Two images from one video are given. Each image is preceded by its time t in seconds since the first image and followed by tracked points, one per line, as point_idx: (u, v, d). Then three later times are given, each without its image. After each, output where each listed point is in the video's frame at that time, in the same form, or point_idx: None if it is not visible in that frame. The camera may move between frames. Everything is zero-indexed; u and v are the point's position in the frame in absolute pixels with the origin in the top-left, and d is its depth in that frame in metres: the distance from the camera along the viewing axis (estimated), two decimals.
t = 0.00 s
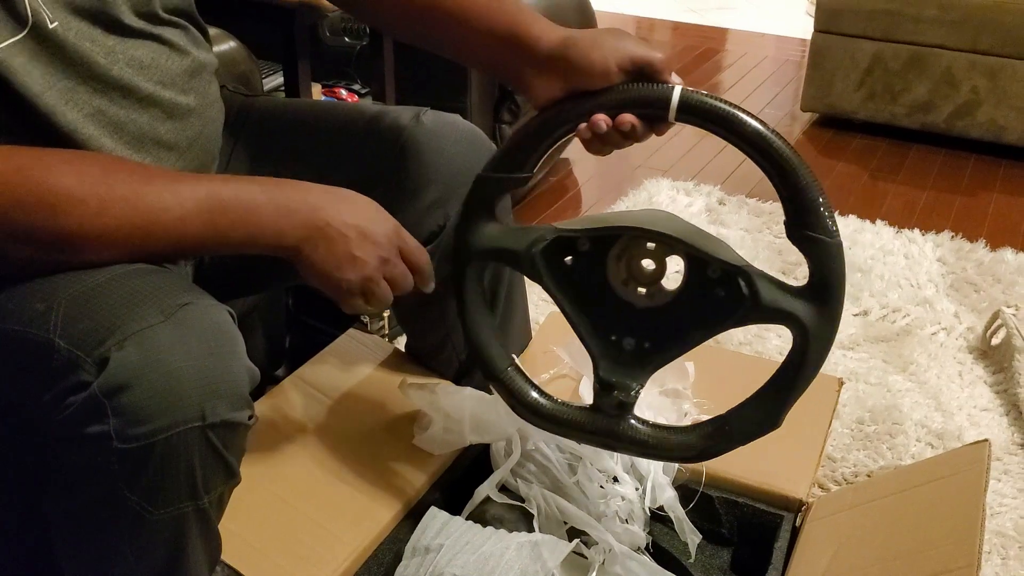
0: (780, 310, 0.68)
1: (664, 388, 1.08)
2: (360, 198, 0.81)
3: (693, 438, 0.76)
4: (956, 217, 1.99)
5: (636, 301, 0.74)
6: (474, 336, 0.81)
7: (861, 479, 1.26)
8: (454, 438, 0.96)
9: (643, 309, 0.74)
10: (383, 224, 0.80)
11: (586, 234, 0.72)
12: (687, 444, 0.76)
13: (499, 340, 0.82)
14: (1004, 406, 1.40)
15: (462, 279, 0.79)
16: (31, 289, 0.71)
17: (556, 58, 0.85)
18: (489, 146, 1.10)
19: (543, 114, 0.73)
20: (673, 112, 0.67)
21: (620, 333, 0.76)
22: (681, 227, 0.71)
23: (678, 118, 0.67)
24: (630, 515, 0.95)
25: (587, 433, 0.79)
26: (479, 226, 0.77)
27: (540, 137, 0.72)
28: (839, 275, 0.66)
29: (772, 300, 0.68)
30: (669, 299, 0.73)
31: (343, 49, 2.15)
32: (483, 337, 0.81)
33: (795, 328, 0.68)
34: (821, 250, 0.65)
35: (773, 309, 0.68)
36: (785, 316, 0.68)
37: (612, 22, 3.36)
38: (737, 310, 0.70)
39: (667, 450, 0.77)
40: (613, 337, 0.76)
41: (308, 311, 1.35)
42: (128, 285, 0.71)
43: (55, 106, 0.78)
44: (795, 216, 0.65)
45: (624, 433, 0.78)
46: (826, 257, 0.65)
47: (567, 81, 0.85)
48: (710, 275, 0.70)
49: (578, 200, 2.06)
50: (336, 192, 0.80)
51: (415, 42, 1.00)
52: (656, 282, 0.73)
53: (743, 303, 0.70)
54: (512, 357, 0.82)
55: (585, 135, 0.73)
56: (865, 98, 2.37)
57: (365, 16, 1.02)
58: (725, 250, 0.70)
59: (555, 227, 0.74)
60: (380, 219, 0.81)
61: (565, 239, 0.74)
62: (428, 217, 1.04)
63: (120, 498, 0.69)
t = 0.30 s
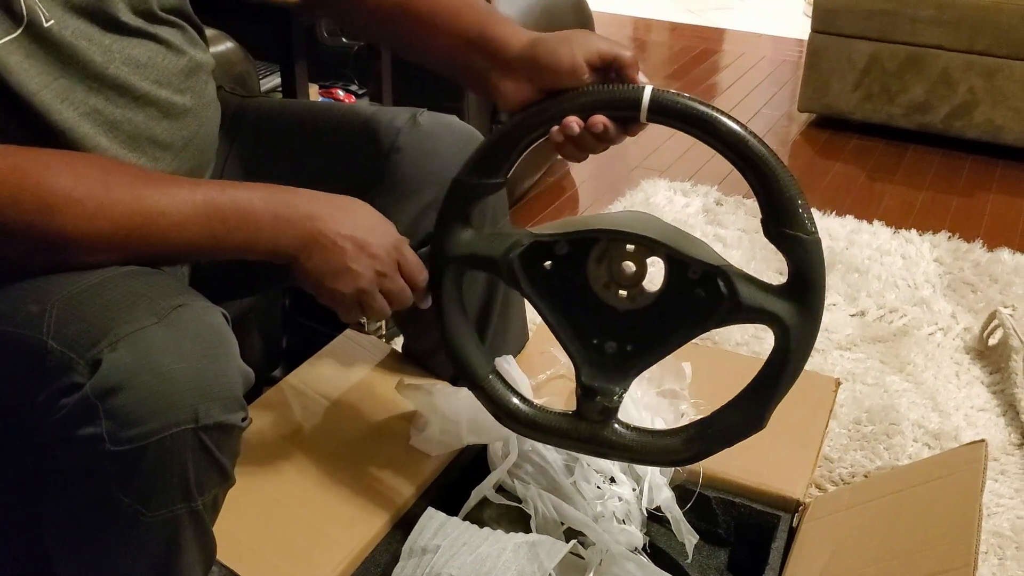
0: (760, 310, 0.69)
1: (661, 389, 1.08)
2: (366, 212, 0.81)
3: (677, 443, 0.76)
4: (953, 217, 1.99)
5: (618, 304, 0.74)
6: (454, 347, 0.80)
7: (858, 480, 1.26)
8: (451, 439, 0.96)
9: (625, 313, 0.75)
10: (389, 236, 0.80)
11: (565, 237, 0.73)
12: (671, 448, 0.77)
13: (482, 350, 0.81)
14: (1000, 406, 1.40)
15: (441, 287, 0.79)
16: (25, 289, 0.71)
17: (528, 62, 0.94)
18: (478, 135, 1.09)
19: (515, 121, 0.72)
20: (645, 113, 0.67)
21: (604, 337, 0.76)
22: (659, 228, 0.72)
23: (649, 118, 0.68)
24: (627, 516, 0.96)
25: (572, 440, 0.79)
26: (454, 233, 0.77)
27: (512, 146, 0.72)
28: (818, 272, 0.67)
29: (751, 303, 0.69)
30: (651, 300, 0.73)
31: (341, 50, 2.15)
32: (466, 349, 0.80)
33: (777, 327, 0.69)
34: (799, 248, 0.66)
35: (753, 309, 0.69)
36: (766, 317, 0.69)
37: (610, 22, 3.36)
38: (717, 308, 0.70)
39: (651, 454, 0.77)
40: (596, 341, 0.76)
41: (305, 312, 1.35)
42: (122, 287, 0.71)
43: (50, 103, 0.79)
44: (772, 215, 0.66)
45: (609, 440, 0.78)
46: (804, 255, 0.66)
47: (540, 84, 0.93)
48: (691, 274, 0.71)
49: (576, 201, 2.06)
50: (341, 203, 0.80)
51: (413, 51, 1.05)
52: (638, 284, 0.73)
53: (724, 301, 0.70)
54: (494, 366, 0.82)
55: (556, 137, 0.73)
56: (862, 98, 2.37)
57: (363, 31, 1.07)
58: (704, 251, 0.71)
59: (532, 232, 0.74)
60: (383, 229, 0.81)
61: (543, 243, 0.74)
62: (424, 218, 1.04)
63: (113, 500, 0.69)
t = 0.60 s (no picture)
0: (762, 288, 0.68)
1: (658, 389, 1.08)
2: (375, 225, 0.80)
3: (694, 429, 0.77)
4: (950, 217, 2.00)
5: (620, 294, 0.74)
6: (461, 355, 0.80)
7: (855, 479, 1.26)
8: (449, 439, 0.96)
9: (629, 302, 0.74)
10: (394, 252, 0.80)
11: (559, 235, 0.73)
12: (688, 435, 0.77)
13: (486, 356, 0.80)
14: (997, 406, 1.40)
15: (438, 297, 0.78)
16: (20, 291, 0.71)
17: (496, 61, 1.00)
18: (469, 132, 1.10)
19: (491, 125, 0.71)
20: (624, 103, 0.67)
21: (608, 330, 0.76)
22: (654, 216, 0.72)
23: (629, 106, 0.68)
24: (624, 516, 0.96)
25: (585, 438, 0.79)
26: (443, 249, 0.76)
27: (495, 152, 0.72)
28: (817, 243, 0.67)
29: (750, 285, 0.69)
30: (652, 288, 0.73)
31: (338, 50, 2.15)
32: (474, 360, 0.80)
33: (782, 302, 0.69)
34: (796, 221, 0.66)
35: (757, 286, 0.68)
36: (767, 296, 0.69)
37: (608, 22, 3.37)
38: (720, 291, 0.71)
39: (668, 442, 0.77)
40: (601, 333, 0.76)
41: (302, 312, 1.35)
42: (117, 288, 0.72)
43: (48, 100, 0.79)
44: (767, 192, 0.66)
45: (627, 433, 0.78)
46: (803, 228, 0.66)
47: (511, 80, 0.99)
48: (691, 259, 0.71)
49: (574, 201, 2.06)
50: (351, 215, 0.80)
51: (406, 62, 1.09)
52: (639, 272, 0.73)
53: (727, 283, 0.70)
54: (501, 371, 0.81)
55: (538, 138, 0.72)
56: (860, 99, 2.38)
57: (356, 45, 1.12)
58: (703, 234, 0.71)
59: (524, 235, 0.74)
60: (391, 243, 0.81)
61: (537, 243, 0.74)
62: (421, 220, 1.06)
63: (108, 502, 0.69)
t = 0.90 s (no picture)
0: (758, 280, 0.69)
1: (655, 390, 1.08)
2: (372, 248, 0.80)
3: (695, 433, 0.75)
4: (947, 217, 2.00)
5: (611, 309, 0.75)
6: (454, 363, 0.78)
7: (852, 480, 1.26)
8: (446, 440, 0.96)
9: (621, 315, 0.75)
10: (395, 291, 0.81)
11: (550, 244, 0.73)
12: (690, 440, 0.75)
13: (480, 366, 0.79)
14: (994, 406, 1.40)
15: (434, 306, 0.78)
16: (17, 291, 0.71)
17: (488, 67, 1.00)
18: (467, 131, 1.10)
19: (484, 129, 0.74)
20: (615, 99, 0.72)
21: (603, 342, 0.76)
22: (643, 223, 0.73)
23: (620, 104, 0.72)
24: (621, 516, 0.95)
25: (581, 448, 0.77)
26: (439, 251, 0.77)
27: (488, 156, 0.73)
28: (808, 236, 0.69)
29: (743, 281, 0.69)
30: (643, 300, 0.74)
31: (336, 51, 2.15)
32: (465, 371, 0.78)
33: (776, 294, 0.69)
34: (787, 213, 0.68)
35: (751, 279, 0.69)
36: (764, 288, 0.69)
37: (605, 23, 3.37)
38: (712, 288, 0.71)
39: (670, 447, 0.76)
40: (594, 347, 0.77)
41: (300, 314, 1.36)
42: (112, 289, 0.72)
43: (46, 97, 0.80)
44: (758, 187, 0.68)
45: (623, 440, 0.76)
46: (794, 221, 0.68)
47: (504, 88, 0.99)
48: (681, 267, 0.71)
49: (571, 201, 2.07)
50: (353, 249, 0.79)
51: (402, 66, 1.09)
52: (630, 286, 0.74)
53: (719, 281, 0.70)
54: (495, 383, 0.79)
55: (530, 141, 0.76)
56: (857, 99, 2.38)
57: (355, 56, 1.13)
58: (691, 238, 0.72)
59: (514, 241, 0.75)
60: (393, 278, 0.81)
61: (529, 254, 0.74)
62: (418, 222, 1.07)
63: (102, 503, 0.69)
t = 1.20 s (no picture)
0: (757, 261, 0.71)
1: (652, 390, 1.08)
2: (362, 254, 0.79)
3: (705, 435, 0.71)
4: (943, 217, 2.00)
5: (608, 330, 0.77)
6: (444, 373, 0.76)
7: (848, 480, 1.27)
8: (442, 440, 0.95)
9: (618, 336, 0.77)
10: (378, 307, 0.80)
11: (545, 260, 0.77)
12: (700, 442, 0.71)
13: (473, 376, 0.76)
14: (990, 406, 1.40)
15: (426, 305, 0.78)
16: (13, 290, 0.72)
17: (484, 74, 1.00)
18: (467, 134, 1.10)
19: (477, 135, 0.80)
20: (600, 104, 0.80)
21: (600, 357, 0.77)
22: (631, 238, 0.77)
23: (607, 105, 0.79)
24: (618, 517, 0.95)
25: (582, 454, 0.73)
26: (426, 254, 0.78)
27: (482, 155, 0.79)
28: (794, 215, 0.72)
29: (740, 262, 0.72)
30: (639, 317, 0.77)
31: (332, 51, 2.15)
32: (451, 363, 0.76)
33: (772, 278, 0.71)
34: (773, 190, 0.73)
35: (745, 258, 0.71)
36: (760, 271, 0.71)
37: (602, 23, 3.38)
38: (706, 275, 0.73)
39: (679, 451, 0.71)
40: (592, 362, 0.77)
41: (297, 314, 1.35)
42: (107, 289, 0.72)
43: (42, 94, 0.80)
44: (743, 170, 0.74)
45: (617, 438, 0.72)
46: (774, 198, 0.72)
47: (499, 96, 0.99)
48: (674, 276, 0.75)
49: (567, 202, 2.07)
50: (334, 264, 0.78)
51: (392, 68, 1.10)
52: (625, 308, 0.77)
53: (715, 270, 0.73)
54: (489, 393, 0.76)
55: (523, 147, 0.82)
56: (853, 100, 2.38)
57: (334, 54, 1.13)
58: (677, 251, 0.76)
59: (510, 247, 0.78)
60: (375, 295, 0.80)
61: (525, 269, 0.77)
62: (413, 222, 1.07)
63: (98, 503, 0.69)
